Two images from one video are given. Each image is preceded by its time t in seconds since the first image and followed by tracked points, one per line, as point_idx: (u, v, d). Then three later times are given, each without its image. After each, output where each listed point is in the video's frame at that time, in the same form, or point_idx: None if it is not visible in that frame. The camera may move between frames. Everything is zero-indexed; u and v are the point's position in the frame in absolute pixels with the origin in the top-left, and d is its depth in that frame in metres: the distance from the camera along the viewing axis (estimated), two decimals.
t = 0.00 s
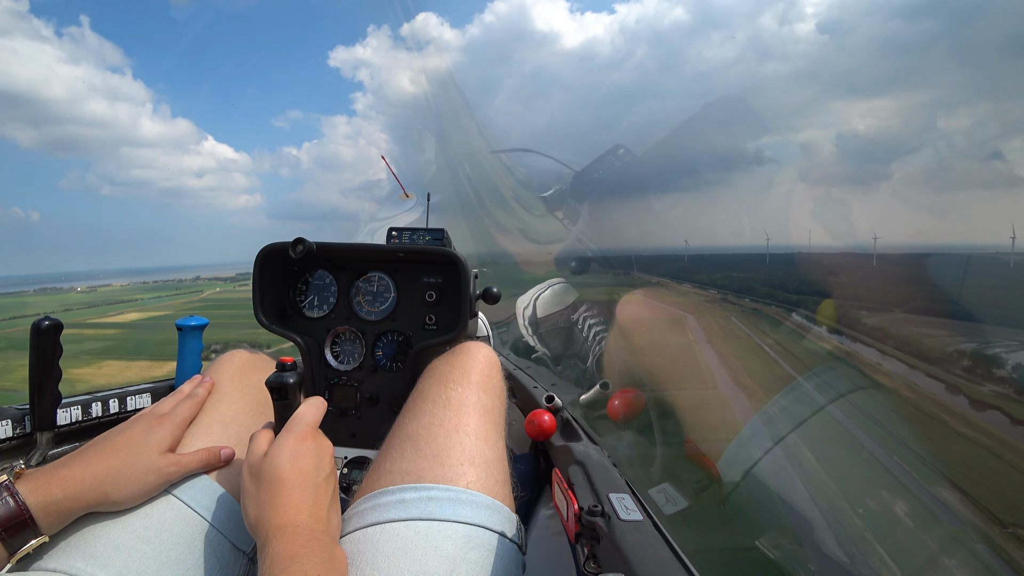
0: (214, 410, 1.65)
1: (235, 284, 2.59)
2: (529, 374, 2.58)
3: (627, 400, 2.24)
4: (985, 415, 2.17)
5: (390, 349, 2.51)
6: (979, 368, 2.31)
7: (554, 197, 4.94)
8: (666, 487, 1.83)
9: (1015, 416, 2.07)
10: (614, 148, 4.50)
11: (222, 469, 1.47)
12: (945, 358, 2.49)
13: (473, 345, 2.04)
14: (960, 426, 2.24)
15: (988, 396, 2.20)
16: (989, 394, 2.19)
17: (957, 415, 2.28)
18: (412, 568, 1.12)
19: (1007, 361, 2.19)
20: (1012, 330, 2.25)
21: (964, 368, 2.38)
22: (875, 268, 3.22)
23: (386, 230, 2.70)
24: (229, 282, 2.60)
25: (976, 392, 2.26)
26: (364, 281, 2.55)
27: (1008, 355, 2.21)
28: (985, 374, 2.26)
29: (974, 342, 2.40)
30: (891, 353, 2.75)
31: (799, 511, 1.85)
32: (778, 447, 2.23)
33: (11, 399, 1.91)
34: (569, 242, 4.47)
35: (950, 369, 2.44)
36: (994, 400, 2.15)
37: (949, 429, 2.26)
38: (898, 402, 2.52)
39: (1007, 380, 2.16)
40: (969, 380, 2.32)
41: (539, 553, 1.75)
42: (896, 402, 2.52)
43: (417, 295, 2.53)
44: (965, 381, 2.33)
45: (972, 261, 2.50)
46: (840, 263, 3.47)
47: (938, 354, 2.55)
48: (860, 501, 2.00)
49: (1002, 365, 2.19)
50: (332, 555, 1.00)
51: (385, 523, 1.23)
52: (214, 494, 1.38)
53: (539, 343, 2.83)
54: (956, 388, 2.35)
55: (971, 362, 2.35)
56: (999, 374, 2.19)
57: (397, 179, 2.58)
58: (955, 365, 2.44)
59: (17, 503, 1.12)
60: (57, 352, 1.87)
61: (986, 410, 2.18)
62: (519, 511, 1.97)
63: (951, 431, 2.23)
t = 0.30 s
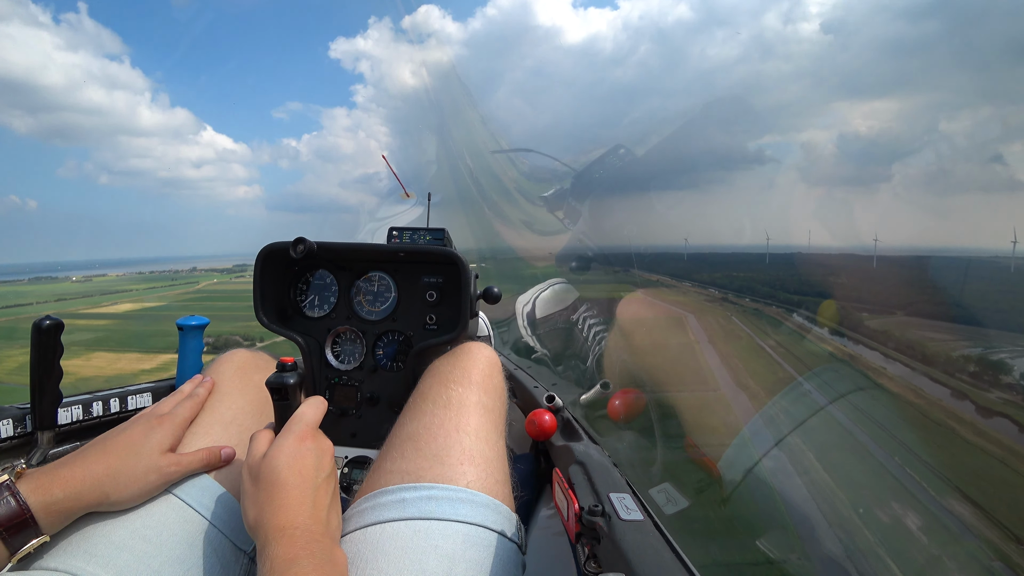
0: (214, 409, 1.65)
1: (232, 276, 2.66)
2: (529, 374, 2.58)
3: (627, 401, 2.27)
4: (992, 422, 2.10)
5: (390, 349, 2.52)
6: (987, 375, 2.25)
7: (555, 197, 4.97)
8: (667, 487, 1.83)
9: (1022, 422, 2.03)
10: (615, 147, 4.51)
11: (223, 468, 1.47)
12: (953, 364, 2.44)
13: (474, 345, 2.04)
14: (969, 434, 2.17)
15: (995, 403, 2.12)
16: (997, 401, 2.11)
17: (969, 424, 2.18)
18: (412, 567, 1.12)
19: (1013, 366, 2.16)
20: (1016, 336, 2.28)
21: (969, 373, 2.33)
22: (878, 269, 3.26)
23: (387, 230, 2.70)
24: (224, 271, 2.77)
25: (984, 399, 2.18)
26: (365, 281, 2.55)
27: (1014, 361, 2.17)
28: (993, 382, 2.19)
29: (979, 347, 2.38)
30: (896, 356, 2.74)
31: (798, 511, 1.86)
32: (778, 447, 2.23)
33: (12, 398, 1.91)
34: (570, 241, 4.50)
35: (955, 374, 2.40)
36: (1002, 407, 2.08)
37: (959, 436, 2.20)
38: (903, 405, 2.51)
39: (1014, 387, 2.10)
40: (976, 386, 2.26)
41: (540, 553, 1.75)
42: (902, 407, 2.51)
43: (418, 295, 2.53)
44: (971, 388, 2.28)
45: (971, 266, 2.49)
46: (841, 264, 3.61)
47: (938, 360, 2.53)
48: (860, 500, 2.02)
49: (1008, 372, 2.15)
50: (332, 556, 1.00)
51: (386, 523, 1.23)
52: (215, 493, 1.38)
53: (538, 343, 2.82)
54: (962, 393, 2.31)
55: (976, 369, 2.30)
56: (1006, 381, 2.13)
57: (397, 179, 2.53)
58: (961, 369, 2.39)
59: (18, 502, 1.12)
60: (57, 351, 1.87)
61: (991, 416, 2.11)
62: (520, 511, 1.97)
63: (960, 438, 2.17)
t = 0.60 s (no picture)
0: (214, 406, 1.65)
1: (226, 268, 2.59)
2: (529, 372, 2.61)
3: (629, 400, 2.28)
4: (998, 429, 2.10)
5: (391, 347, 2.52)
6: (992, 381, 2.24)
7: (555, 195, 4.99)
8: (668, 484, 1.83)
9: None
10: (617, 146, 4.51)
11: (223, 465, 1.47)
12: (960, 372, 2.43)
13: (475, 343, 2.04)
14: (979, 444, 2.15)
15: (1002, 411, 2.12)
16: (1003, 407, 2.11)
17: (984, 437, 2.14)
18: (413, 564, 1.12)
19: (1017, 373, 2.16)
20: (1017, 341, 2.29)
21: (975, 379, 2.33)
22: (883, 271, 3.27)
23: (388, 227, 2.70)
24: (220, 264, 2.69)
25: (990, 406, 2.18)
26: (365, 278, 2.56)
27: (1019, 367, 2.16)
28: (1000, 389, 2.18)
29: (982, 352, 2.39)
30: (900, 360, 2.77)
31: (801, 506, 1.87)
32: (778, 445, 2.26)
33: (14, 395, 1.91)
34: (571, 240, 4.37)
35: (962, 380, 2.39)
36: (1007, 414, 2.09)
37: (967, 446, 2.18)
38: (908, 413, 2.51)
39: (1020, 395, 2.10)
40: (982, 393, 2.25)
41: (540, 550, 1.76)
42: (904, 411, 2.54)
43: (418, 292, 2.53)
44: (978, 395, 2.27)
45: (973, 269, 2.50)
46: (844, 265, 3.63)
47: (943, 361, 2.57)
48: (861, 501, 2.03)
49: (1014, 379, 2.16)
50: (334, 555, 1.00)
51: (386, 519, 1.24)
52: (215, 490, 1.38)
53: (538, 341, 2.83)
54: (969, 399, 2.30)
55: (982, 374, 2.30)
56: (1012, 389, 2.13)
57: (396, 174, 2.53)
58: (967, 376, 2.38)
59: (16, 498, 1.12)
60: (60, 348, 1.87)
61: (999, 424, 2.11)
62: (520, 509, 1.97)
63: (968, 446, 2.16)
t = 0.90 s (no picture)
0: (216, 402, 1.65)
1: (221, 265, 2.68)
2: (530, 369, 2.54)
3: (630, 398, 2.28)
4: (1003, 431, 2.09)
5: (392, 344, 2.52)
6: (997, 382, 2.24)
7: (557, 192, 5.03)
8: (669, 483, 1.82)
9: None
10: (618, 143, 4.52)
11: (224, 463, 1.47)
12: (966, 373, 2.42)
13: (475, 340, 2.04)
14: (986, 446, 2.10)
15: (1008, 412, 2.10)
16: (1006, 407, 2.11)
17: (991, 440, 2.09)
18: (414, 560, 1.12)
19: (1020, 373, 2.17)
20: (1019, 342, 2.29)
21: (980, 380, 2.33)
22: (886, 275, 3.28)
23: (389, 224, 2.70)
24: (214, 262, 2.75)
25: (995, 407, 2.15)
26: (367, 275, 2.56)
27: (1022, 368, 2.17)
28: (1005, 391, 2.17)
29: (984, 352, 2.41)
30: (902, 361, 2.79)
31: (800, 506, 1.87)
32: (779, 442, 2.28)
33: (17, 392, 1.92)
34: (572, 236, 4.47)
35: (965, 381, 2.40)
36: (1012, 414, 2.08)
37: (974, 447, 2.13)
38: (910, 412, 2.53)
39: None
40: (987, 395, 2.23)
41: (540, 546, 1.77)
42: (902, 408, 2.57)
43: (420, 289, 2.53)
44: (984, 396, 2.25)
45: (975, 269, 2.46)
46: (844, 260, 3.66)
47: (948, 361, 2.57)
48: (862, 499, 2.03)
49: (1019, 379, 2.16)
50: (337, 552, 1.01)
51: (386, 516, 1.24)
52: (216, 486, 1.39)
53: (540, 338, 2.80)
54: (972, 399, 2.30)
55: (986, 375, 2.31)
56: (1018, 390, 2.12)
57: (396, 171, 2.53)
58: (972, 376, 2.39)
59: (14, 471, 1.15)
60: (61, 344, 1.87)
61: (1005, 426, 2.09)
62: (520, 506, 1.98)
63: (973, 447, 2.12)
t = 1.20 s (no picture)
0: (218, 400, 1.65)
1: (211, 267, 2.64)
2: (531, 368, 2.57)
3: (630, 396, 2.27)
4: (1012, 425, 2.17)
5: (393, 343, 2.52)
6: (1000, 376, 2.34)
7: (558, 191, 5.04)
8: (669, 481, 1.82)
9: None
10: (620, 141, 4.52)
11: (227, 462, 1.47)
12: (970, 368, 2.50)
13: (476, 338, 2.03)
14: (1000, 445, 2.14)
15: (1016, 406, 2.19)
16: (1015, 401, 2.20)
17: (1000, 434, 2.18)
18: (416, 558, 1.13)
19: None
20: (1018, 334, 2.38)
21: (983, 372, 2.43)
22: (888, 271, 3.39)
23: (390, 223, 2.70)
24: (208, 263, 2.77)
25: (1004, 402, 2.24)
26: (368, 274, 2.56)
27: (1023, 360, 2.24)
28: (1010, 384, 2.26)
29: (986, 344, 2.49)
30: (905, 356, 2.81)
31: (801, 505, 1.88)
32: (782, 439, 2.26)
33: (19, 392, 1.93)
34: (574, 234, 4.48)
35: (970, 374, 2.49)
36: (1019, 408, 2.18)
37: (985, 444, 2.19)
38: (916, 407, 2.55)
39: None
40: (993, 388, 2.34)
41: (541, 545, 1.77)
42: (903, 404, 2.60)
43: (420, 288, 2.53)
44: (990, 390, 2.35)
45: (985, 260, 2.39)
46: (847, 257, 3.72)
47: (950, 357, 2.64)
48: (864, 496, 2.05)
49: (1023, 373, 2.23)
50: (342, 548, 1.01)
51: (387, 514, 1.24)
52: (218, 485, 1.39)
53: (543, 338, 2.81)
54: (976, 392, 2.41)
55: (990, 368, 2.40)
56: None
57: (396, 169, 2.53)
58: (976, 370, 2.47)
59: (100, 377, 1.57)
60: (62, 343, 1.88)
61: (1013, 420, 2.17)
62: (521, 504, 1.98)
63: (988, 446, 2.16)
